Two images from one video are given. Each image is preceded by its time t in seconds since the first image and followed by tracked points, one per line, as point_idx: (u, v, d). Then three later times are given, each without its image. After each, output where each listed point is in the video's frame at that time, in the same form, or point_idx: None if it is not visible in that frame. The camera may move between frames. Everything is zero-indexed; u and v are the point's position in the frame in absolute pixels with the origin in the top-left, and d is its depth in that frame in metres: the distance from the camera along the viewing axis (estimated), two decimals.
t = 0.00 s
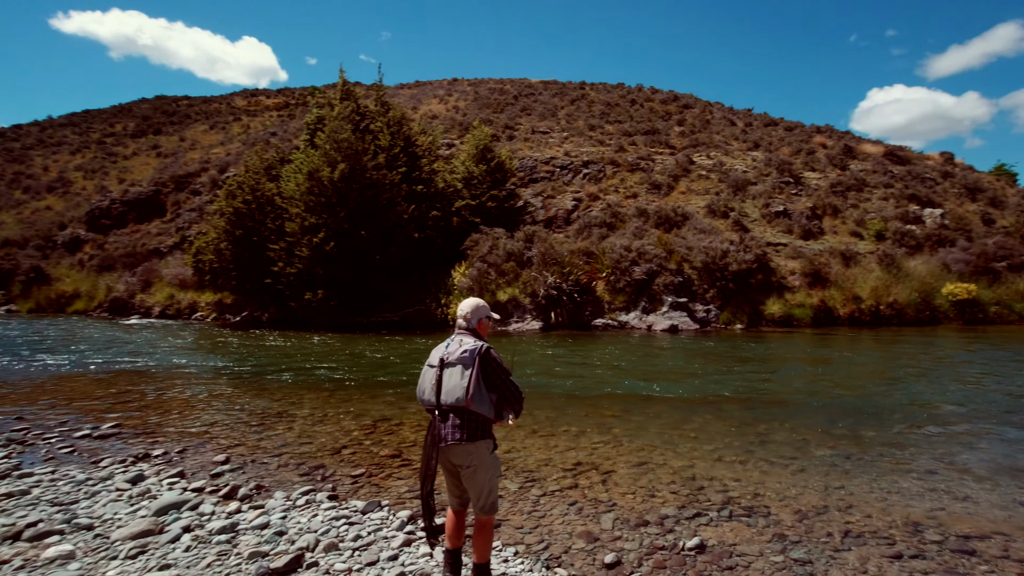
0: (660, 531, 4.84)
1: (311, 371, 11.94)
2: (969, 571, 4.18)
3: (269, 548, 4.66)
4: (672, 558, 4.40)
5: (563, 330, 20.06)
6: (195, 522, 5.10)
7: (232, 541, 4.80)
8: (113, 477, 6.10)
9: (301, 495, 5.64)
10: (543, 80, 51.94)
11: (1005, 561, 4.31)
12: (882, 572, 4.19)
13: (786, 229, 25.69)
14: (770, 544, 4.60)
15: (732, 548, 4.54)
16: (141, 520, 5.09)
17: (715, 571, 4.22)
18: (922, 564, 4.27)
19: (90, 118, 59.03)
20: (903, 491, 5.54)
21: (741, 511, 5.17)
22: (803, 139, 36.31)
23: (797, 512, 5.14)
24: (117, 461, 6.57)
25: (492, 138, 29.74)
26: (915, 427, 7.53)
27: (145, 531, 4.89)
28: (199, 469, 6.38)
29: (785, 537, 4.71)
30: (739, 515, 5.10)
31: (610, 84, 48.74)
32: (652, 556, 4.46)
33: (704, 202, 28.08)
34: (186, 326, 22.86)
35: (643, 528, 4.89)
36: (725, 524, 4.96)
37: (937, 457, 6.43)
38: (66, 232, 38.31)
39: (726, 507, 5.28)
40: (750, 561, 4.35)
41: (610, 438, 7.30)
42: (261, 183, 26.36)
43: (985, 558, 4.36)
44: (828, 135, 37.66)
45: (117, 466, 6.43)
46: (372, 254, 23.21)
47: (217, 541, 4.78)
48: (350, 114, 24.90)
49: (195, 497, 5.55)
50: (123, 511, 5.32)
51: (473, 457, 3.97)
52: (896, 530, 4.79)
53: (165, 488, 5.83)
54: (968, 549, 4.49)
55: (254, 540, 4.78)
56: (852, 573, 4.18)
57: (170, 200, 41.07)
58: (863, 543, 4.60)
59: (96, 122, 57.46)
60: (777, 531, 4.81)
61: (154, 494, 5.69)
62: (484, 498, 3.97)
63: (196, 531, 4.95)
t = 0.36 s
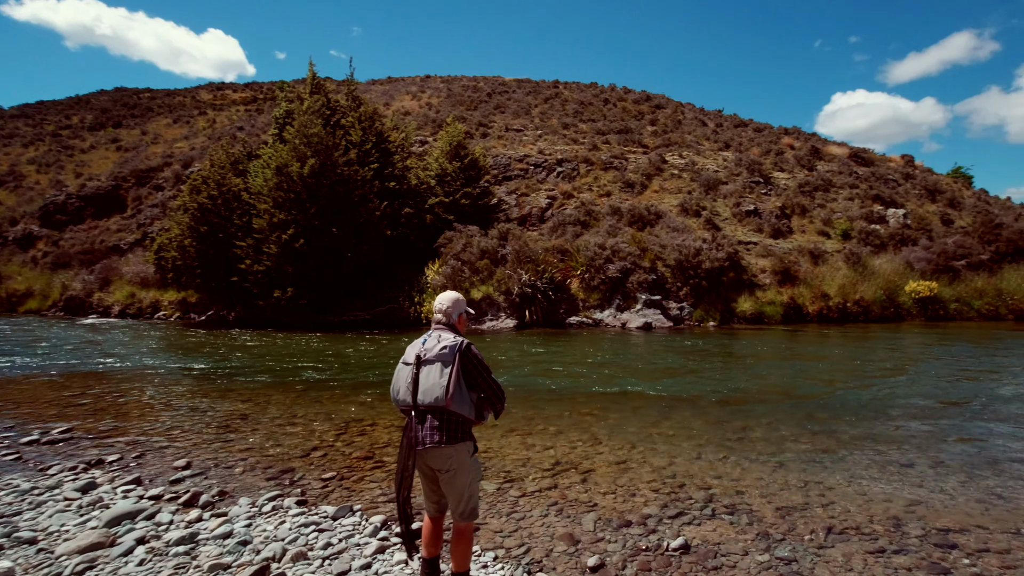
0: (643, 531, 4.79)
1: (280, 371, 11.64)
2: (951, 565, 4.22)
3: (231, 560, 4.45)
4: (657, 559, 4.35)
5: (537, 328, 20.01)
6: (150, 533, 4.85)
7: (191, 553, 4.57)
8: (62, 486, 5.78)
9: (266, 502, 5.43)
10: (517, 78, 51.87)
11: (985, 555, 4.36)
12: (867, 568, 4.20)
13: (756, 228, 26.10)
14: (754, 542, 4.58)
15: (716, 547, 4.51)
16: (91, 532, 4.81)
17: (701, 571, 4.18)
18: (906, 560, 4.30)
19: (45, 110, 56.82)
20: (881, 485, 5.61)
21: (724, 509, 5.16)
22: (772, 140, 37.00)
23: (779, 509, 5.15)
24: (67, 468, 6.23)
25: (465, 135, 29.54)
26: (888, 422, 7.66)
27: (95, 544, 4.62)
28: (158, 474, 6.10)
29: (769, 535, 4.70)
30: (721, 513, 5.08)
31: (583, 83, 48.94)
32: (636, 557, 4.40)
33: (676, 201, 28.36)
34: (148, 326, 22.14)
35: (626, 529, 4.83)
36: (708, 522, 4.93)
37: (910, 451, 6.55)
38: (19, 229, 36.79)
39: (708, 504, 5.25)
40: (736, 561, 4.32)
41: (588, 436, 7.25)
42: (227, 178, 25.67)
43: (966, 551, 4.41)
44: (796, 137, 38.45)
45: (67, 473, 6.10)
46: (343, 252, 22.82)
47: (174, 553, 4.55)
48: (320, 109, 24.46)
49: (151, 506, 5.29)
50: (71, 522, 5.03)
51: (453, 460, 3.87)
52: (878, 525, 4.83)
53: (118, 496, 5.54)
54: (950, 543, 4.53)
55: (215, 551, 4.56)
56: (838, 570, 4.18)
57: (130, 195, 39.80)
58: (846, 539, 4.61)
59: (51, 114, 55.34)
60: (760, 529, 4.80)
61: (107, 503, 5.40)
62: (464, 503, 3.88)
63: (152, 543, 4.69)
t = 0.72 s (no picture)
0: (637, 539, 4.69)
1: (255, 373, 11.35)
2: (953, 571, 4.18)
3: None
4: (653, 570, 4.25)
5: (519, 328, 19.88)
6: (110, 550, 4.59)
7: (155, 571, 4.33)
8: (16, 499, 5.46)
9: (238, 513, 5.20)
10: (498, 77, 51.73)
11: (985, 560, 4.34)
12: None
13: (736, 228, 26.32)
14: (752, 550, 4.51)
15: (714, 556, 4.42)
16: (45, 550, 4.53)
17: None
18: (907, 566, 4.26)
19: (10, 103, 55.08)
20: (873, 487, 5.60)
21: (719, 515, 5.09)
22: (751, 141, 37.42)
23: (774, 514, 5.10)
24: (21, 479, 5.91)
25: (446, 133, 29.32)
26: (875, 421, 7.70)
27: (48, 564, 4.34)
28: (121, 484, 5.82)
29: (766, 542, 4.63)
30: (716, 519, 5.01)
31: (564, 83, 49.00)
32: (631, 567, 4.29)
33: (657, 201, 28.48)
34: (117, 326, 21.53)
35: (620, 538, 4.72)
36: (703, 528, 4.86)
37: (898, 452, 6.57)
38: None
39: (702, 510, 5.18)
40: (734, 570, 4.23)
41: (575, 439, 7.14)
42: (201, 174, 25.09)
43: (966, 556, 4.39)
44: (775, 139, 38.94)
45: (22, 485, 5.79)
46: (321, 251, 22.45)
47: (136, 573, 4.30)
48: (299, 104, 24.04)
49: (112, 521, 5.02)
50: (24, 539, 4.74)
51: (443, 473, 3.71)
52: (875, 530, 4.79)
53: (77, 509, 5.26)
54: (949, 547, 4.51)
55: (182, 570, 4.33)
56: None
57: (100, 192, 38.77)
58: (845, 545, 4.56)
59: (16, 106, 53.64)
60: (757, 535, 4.73)
61: (64, 517, 5.11)
62: (455, 518, 3.72)
63: (112, 562, 4.44)
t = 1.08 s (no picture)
0: (649, 546, 4.59)
1: (247, 374, 11.17)
2: None
3: None
4: None
5: (513, 328, 19.79)
6: (96, 560, 4.43)
7: None
8: None
9: (231, 520, 5.05)
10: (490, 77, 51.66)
11: (1004, 565, 4.29)
12: None
13: (729, 229, 26.40)
14: (767, 556, 4.44)
15: (729, 563, 4.34)
16: (27, 562, 4.36)
17: None
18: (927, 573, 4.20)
19: None
20: (884, 491, 5.55)
21: (730, 520, 5.01)
22: (743, 144, 37.59)
23: (786, 518, 5.03)
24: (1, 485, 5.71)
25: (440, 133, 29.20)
26: (878, 423, 7.68)
27: None
28: (107, 490, 5.65)
29: (782, 548, 4.55)
30: (728, 525, 4.92)
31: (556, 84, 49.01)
32: None
33: (651, 202, 28.51)
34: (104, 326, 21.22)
35: (630, 545, 4.63)
36: (715, 535, 4.77)
37: (904, 454, 6.53)
38: None
39: (713, 515, 5.10)
40: None
41: (576, 441, 7.07)
42: (190, 173, 24.79)
43: (987, 562, 4.34)
44: (766, 141, 39.16)
45: (2, 491, 5.59)
46: (313, 250, 22.23)
47: None
48: (290, 102, 23.81)
49: (98, 530, 4.85)
50: (4, 549, 4.56)
51: (458, 480, 3.61)
52: (891, 535, 4.73)
53: (60, 518, 5.07)
54: (968, 553, 4.45)
55: None
56: None
57: (86, 190, 38.28)
58: (861, 551, 4.50)
59: None
60: (771, 541, 4.66)
61: (46, 526, 4.92)
62: (470, 528, 3.63)
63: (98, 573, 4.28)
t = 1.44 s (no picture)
0: (670, 562, 4.50)
1: (243, 379, 11.02)
2: None
3: None
4: None
5: (509, 331, 19.72)
6: None
7: None
8: None
9: (234, 536, 4.87)
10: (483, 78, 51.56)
11: None
12: None
13: (724, 232, 26.49)
14: (792, 571, 4.36)
15: None
16: None
17: None
18: None
19: None
20: (901, 500, 5.52)
21: (749, 532, 4.94)
22: (736, 146, 37.75)
23: (807, 530, 4.96)
24: None
25: (434, 133, 29.08)
26: (886, 428, 7.67)
27: None
28: (103, 505, 5.46)
29: (806, 562, 4.48)
30: (748, 537, 4.85)
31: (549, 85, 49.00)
32: None
33: (646, 203, 28.54)
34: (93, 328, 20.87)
35: (650, 560, 4.53)
36: (736, 548, 4.70)
37: (916, 461, 6.51)
38: None
39: (732, 527, 5.03)
40: None
41: (584, 448, 7.00)
42: (180, 172, 24.47)
43: None
44: (759, 143, 39.35)
45: None
46: (306, 252, 22.00)
47: None
48: (283, 101, 23.60)
49: (95, 548, 4.64)
50: None
51: (492, 503, 3.51)
52: (915, 547, 4.68)
53: (54, 534, 4.88)
54: (996, 567, 4.41)
55: None
56: None
57: (72, 189, 37.77)
58: (888, 565, 4.43)
59: None
60: (795, 555, 4.58)
61: (40, 544, 4.71)
62: (501, 552, 3.54)
63: None
